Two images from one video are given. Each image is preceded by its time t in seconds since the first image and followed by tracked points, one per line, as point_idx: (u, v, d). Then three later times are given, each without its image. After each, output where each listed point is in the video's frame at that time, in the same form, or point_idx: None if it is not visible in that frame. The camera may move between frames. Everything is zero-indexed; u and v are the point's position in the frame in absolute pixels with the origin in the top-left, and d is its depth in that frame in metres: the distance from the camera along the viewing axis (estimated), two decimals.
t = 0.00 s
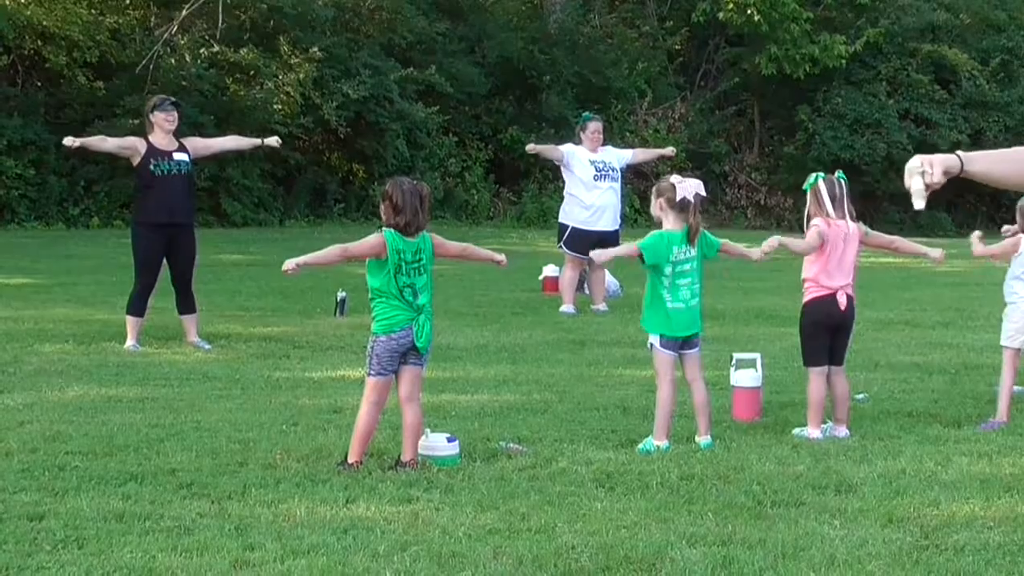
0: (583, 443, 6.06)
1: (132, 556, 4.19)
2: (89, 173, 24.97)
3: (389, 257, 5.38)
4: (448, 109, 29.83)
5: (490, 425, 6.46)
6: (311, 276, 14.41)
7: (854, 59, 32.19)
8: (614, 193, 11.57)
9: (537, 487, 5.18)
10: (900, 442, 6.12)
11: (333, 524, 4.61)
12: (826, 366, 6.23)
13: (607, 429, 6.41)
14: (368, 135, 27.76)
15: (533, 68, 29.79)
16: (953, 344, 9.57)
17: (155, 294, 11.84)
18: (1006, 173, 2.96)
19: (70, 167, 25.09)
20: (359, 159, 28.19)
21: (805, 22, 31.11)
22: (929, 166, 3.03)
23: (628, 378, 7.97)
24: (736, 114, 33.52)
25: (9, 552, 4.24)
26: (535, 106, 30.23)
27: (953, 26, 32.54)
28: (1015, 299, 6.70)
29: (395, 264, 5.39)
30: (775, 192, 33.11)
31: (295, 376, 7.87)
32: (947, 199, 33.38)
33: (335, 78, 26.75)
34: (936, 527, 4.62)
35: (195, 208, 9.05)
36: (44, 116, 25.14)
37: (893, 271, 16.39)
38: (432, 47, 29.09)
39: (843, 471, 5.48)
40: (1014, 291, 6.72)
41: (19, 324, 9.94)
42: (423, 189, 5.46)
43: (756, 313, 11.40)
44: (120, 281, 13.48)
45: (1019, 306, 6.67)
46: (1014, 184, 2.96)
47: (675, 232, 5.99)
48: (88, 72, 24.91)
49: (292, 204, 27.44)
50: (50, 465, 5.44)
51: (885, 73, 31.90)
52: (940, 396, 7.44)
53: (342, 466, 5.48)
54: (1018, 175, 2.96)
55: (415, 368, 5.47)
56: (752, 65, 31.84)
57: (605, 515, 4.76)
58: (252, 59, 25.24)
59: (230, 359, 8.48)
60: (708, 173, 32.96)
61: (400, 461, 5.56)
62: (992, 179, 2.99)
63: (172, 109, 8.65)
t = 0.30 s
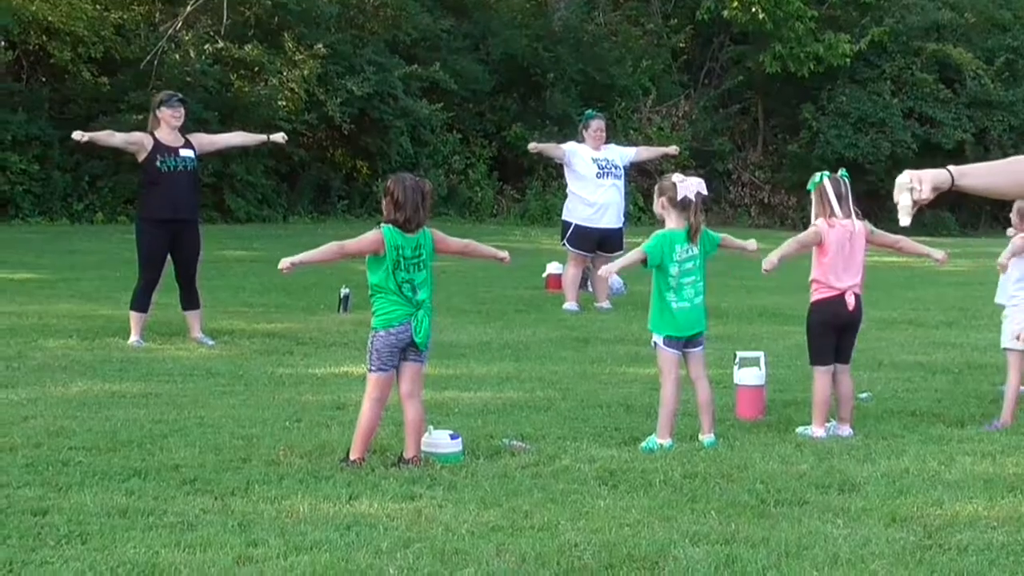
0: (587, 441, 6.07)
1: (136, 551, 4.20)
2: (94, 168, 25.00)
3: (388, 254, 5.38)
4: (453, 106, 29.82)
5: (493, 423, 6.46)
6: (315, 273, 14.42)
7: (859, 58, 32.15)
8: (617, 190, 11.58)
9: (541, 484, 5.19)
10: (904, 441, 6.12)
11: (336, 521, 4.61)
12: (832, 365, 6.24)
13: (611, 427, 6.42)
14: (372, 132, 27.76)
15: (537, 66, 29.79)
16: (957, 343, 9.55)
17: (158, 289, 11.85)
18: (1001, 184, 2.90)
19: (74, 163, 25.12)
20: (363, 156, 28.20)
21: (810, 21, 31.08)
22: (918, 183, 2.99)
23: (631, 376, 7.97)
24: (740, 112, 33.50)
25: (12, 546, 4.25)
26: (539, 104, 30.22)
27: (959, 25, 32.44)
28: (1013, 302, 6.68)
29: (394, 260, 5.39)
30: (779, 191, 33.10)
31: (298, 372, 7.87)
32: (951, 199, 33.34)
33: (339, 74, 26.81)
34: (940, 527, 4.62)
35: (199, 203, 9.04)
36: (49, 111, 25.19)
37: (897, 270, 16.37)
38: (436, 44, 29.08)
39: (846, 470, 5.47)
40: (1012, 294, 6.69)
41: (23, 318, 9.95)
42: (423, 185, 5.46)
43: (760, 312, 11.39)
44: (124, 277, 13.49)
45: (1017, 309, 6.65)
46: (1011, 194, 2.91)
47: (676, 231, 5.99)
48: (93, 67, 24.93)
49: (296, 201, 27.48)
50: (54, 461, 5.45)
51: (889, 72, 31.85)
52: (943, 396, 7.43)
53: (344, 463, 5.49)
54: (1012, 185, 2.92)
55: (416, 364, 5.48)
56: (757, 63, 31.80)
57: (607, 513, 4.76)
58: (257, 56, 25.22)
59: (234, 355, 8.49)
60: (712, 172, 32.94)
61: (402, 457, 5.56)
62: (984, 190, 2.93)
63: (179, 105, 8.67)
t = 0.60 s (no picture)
0: (589, 441, 6.06)
1: (138, 552, 4.20)
2: (95, 169, 25.02)
3: (387, 253, 5.37)
4: (454, 107, 29.82)
5: (495, 423, 6.46)
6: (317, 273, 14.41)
7: (860, 57, 32.13)
8: (620, 190, 11.57)
9: (542, 485, 5.19)
10: (907, 441, 6.11)
11: (338, 521, 4.61)
12: (836, 365, 6.24)
13: (612, 427, 6.42)
14: (374, 133, 27.77)
15: (538, 66, 29.80)
16: (959, 343, 9.54)
17: (160, 289, 11.85)
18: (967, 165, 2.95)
19: (76, 163, 25.13)
20: (365, 156, 28.22)
21: (811, 21, 31.07)
22: (878, 148, 3.00)
23: (633, 376, 7.97)
24: (742, 112, 33.50)
25: (14, 548, 4.25)
26: (541, 104, 30.23)
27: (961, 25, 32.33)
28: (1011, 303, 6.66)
29: (393, 259, 5.38)
30: (780, 191, 33.09)
31: (299, 373, 7.87)
32: (952, 198, 33.31)
33: (341, 75, 26.82)
34: (942, 527, 4.61)
35: (201, 205, 9.05)
36: (51, 112, 25.21)
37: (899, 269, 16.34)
38: (437, 44, 29.08)
39: (848, 470, 5.47)
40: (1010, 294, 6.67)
41: (25, 319, 9.95)
42: (424, 186, 5.47)
43: (762, 312, 11.39)
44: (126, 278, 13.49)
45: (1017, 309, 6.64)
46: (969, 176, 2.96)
47: (677, 231, 5.99)
48: (94, 68, 24.94)
49: (297, 201, 27.51)
50: (56, 461, 5.45)
51: (891, 71, 31.82)
52: (946, 396, 7.43)
53: (347, 464, 5.49)
54: (974, 169, 2.95)
55: (418, 364, 5.48)
56: (758, 63, 31.79)
57: (610, 514, 4.76)
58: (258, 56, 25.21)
59: (235, 356, 8.49)
60: (713, 172, 32.93)
61: (404, 458, 5.56)
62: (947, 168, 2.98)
63: (182, 106, 8.68)
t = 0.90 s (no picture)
0: (592, 440, 6.07)
1: (141, 552, 4.20)
2: (98, 169, 25.04)
3: (392, 253, 5.35)
4: (456, 106, 29.82)
5: (498, 422, 6.46)
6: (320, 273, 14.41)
7: (863, 55, 32.10)
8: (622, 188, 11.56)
9: (546, 484, 5.19)
10: (910, 439, 6.12)
11: (341, 521, 4.61)
12: (840, 362, 6.24)
13: (615, 426, 6.42)
14: (377, 132, 27.77)
15: (541, 65, 29.77)
16: (962, 341, 9.53)
17: (163, 290, 11.87)
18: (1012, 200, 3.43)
19: (79, 164, 25.15)
20: (367, 156, 28.29)
21: (814, 19, 31.04)
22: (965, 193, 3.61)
23: (636, 375, 7.97)
24: (744, 111, 33.49)
25: (17, 548, 4.25)
26: (543, 103, 30.22)
27: (963, 23, 32.30)
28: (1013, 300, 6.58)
29: (399, 261, 5.36)
30: (783, 189, 33.08)
31: (302, 372, 7.87)
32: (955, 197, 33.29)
33: (343, 74, 26.82)
34: (945, 525, 4.61)
35: (205, 206, 9.06)
36: (54, 112, 25.26)
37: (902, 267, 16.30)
38: (440, 44, 29.05)
39: (851, 469, 5.47)
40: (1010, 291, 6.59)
41: (28, 320, 9.96)
42: (430, 184, 5.45)
43: (764, 311, 11.39)
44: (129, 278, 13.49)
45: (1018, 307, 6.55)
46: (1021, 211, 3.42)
47: (683, 229, 5.97)
48: (97, 68, 24.96)
49: (300, 200, 27.51)
50: (60, 462, 5.45)
51: (893, 69, 31.78)
52: (949, 393, 7.43)
53: (350, 463, 5.50)
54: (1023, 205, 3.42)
55: (422, 364, 5.48)
56: (760, 61, 31.77)
57: (612, 513, 4.76)
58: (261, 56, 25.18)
59: (238, 356, 8.50)
60: (716, 170, 32.93)
61: (408, 458, 5.56)
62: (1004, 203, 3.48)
63: (186, 107, 8.69)
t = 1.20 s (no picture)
0: (591, 440, 6.06)
1: (140, 552, 4.19)
2: (97, 169, 25.03)
3: (391, 253, 5.34)
4: (455, 106, 29.79)
5: (497, 422, 6.46)
6: (319, 273, 14.40)
7: (862, 56, 32.10)
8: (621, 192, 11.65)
9: (544, 483, 5.19)
10: (908, 439, 6.12)
11: (340, 521, 4.61)
12: (838, 362, 6.23)
13: (614, 426, 6.41)
14: (376, 132, 27.76)
15: (540, 65, 29.75)
16: (961, 341, 9.53)
17: (162, 290, 11.87)
18: None
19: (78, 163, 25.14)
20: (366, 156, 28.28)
21: (813, 19, 31.03)
22: None
23: (635, 375, 7.97)
24: (743, 111, 33.50)
25: (16, 547, 4.25)
26: (542, 103, 30.22)
27: (962, 23, 32.31)
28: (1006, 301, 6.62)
29: (398, 262, 5.34)
30: (782, 189, 33.08)
31: (301, 372, 7.87)
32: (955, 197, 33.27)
33: (343, 74, 26.80)
34: (943, 525, 4.61)
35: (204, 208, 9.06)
36: (52, 112, 25.25)
37: (902, 267, 16.29)
38: (439, 44, 29.04)
39: (849, 468, 5.48)
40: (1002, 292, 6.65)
41: (26, 320, 9.95)
42: (433, 184, 5.42)
43: (764, 311, 11.39)
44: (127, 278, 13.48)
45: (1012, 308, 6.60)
46: None
47: (683, 229, 5.96)
48: (96, 68, 24.95)
49: (299, 200, 27.49)
50: (58, 461, 5.45)
51: (892, 70, 31.78)
52: (948, 394, 7.43)
53: (349, 463, 5.50)
54: None
55: (420, 364, 5.47)
56: (760, 62, 31.77)
57: (610, 513, 4.76)
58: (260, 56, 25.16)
59: (236, 356, 8.49)
60: (715, 170, 32.92)
61: (406, 458, 5.56)
62: None
63: (188, 108, 8.69)
